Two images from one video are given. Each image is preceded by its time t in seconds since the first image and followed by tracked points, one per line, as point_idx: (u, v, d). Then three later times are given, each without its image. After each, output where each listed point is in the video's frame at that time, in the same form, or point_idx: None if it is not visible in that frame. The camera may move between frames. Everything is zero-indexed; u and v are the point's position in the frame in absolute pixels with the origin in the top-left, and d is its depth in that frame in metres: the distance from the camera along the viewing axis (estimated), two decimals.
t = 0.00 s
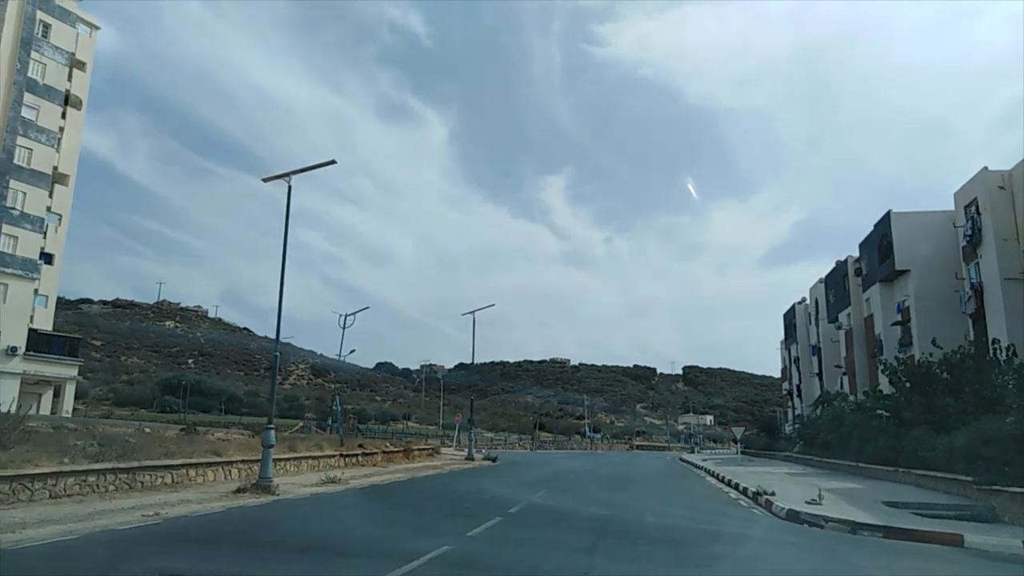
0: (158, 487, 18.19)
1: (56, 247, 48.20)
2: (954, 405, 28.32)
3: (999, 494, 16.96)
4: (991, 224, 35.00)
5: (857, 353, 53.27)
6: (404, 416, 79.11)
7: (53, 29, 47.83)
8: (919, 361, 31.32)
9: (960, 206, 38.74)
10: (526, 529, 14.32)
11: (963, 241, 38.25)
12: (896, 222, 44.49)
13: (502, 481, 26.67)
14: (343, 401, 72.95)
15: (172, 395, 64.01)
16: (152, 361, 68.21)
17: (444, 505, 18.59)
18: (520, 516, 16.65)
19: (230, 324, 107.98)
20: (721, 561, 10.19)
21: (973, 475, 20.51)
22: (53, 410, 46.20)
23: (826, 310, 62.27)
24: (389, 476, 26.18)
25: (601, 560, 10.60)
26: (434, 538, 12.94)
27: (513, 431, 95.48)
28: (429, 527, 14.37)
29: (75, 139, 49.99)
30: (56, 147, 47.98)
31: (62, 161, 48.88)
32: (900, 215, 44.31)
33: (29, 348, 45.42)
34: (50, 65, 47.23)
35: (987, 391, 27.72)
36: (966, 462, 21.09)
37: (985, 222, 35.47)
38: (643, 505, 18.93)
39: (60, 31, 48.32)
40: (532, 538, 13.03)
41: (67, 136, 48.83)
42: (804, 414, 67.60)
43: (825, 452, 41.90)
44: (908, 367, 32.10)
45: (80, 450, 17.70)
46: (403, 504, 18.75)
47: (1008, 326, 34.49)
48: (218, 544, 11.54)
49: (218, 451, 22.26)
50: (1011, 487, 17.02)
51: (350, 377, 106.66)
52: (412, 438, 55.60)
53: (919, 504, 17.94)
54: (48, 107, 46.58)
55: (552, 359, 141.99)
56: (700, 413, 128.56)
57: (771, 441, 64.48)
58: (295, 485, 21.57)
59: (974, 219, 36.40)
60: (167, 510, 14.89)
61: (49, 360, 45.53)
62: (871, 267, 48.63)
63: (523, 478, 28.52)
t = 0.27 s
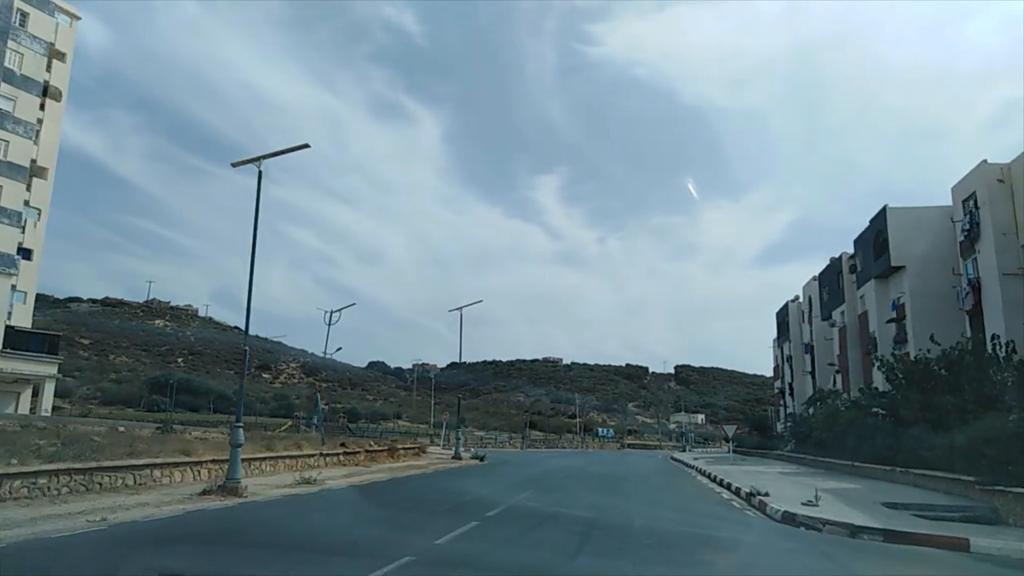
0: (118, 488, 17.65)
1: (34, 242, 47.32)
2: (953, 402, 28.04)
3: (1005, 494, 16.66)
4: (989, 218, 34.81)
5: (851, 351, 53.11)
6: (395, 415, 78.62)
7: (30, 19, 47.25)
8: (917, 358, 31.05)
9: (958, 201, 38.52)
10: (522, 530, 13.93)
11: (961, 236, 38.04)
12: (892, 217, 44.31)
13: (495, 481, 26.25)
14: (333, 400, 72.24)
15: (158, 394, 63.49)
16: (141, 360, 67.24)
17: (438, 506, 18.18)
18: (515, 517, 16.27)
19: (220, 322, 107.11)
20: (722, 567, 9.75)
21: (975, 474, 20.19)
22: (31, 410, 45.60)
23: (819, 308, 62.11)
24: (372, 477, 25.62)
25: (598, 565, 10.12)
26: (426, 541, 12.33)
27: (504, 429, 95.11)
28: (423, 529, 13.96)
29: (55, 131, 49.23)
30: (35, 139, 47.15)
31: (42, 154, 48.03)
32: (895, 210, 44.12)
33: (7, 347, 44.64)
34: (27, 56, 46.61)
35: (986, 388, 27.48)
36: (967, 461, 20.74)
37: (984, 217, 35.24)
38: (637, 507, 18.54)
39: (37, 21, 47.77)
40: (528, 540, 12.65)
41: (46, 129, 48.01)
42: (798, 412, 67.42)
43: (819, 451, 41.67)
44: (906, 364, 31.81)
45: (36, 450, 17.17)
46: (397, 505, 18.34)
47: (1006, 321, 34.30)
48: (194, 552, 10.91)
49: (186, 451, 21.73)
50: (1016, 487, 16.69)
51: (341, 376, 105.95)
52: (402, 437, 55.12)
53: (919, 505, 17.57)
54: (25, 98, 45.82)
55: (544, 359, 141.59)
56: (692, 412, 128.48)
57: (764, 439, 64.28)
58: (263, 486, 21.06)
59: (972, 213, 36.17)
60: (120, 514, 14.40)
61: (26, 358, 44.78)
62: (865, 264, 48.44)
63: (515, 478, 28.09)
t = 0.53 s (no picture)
0: (74, 491, 17.05)
1: (12, 238, 46.49)
2: (951, 400, 27.86)
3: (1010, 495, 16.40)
4: (986, 212, 34.62)
5: (844, 349, 52.97)
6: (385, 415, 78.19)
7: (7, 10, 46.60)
8: (914, 355, 30.83)
9: (954, 196, 38.34)
10: (519, 533, 13.60)
11: (957, 231, 37.87)
12: (886, 213, 44.11)
13: (488, 481, 25.89)
14: (322, 399, 71.66)
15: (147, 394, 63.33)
16: (129, 360, 65.72)
17: (432, 507, 17.82)
18: (511, 519, 15.90)
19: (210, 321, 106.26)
20: (727, 575, 9.37)
21: (975, 474, 19.98)
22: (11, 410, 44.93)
23: (812, 306, 61.98)
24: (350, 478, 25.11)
25: (600, 570, 9.77)
26: (419, 544, 11.94)
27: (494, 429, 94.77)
28: (416, 532, 13.59)
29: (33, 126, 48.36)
30: (12, 132, 46.55)
31: (20, 148, 47.48)
32: (890, 206, 43.94)
33: None
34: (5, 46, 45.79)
35: (985, 386, 27.28)
36: (968, 462, 20.53)
37: (981, 211, 35.03)
38: (631, 509, 18.18)
39: (15, 11, 47.07)
40: (527, 543, 12.32)
41: (24, 122, 47.18)
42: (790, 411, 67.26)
43: (814, 451, 41.50)
44: (903, 361, 31.58)
45: None
46: (391, 505, 17.98)
47: (1003, 317, 34.13)
48: (179, 556, 10.49)
49: (152, 452, 21.19)
50: (1021, 489, 16.46)
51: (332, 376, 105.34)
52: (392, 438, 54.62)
53: (920, 507, 17.26)
54: (3, 90, 44.87)
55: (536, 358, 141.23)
56: (684, 412, 128.39)
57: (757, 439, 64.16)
58: (231, 488, 20.54)
59: (968, 207, 35.97)
60: (70, 519, 13.85)
61: (6, 356, 44.13)
62: (859, 260, 48.27)
63: (507, 478, 27.73)
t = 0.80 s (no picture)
0: (24, 496, 16.41)
1: None
2: (951, 399, 27.57)
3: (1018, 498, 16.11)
4: (983, 207, 34.38)
5: (838, 348, 52.76)
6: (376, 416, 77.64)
7: None
8: (913, 352, 30.54)
9: (949, 191, 38.11)
10: (516, 536, 13.25)
11: (953, 227, 37.64)
12: (880, 210, 43.83)
13: (481, 482, 25.44)
14: (313, 400, 71.02)
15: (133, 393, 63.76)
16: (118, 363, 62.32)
17: (427, 509, 17.43)
18: (506, 522, 15.53)
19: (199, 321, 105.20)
20: None
21: (979, 475, 19.72)
22: None
23: (805, 304, 61.73)
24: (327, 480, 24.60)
25: None
26: (412, 549, 11.44)
27: (484, 430, 94.26)
28: (412, 534, 13.22)
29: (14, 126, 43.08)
30: None
31: None
32: (885, 202, 43.68)
33: None
34: None
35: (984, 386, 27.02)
36: (971, 463, 20.27)
37: (978, 207, 34.80)
38: (626, 512, 17.77)
39: None
40: (527, 547, 11.97)
41: None
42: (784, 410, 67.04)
43: (808, 450, 41.26)
44: (901, 359, 31.30)
45: None
46: (384, 507, 17.56)
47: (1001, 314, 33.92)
48: (158, 564, 9.91)
49: (114, 454, 20.53)
50: None
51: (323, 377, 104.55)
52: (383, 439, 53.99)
53: (923, 511, 16.89)
54: None
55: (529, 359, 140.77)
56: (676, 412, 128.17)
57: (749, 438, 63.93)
58: (194, 491, 19.89)
59: (964, 202, 35.74)
60: (13, 528, 13.25)
61: None
62: (853, 258, 48.02)
63: (499, 479, 27.30)
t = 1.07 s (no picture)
0: None
1: None
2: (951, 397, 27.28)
3: None
4: (982, 201, 34.15)
5: (833, 346, 52.52)
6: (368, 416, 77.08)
7: None
8: (912, 349, 30.25)
9: (947, 184, 37.90)
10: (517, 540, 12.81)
11: (951, 221, 37.42)
12: (876, 205, 43.58)
13: (475, 484, 25.00)
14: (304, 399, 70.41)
15: (121, 393, 63.25)
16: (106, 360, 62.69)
17: (423, 511, 16.98)
18: (506, 526, 15.08)
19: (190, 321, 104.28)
20: None
21: (983, 475, 19.42)
22: None
23: (799, 302, 61.52)
24: (308, 483, 24.09)
25: None
26: (408, 552, 10.98)
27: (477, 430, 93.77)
28: (411, 537, 12.76)
29: None
30: None
31: None
32: (881, 197, 43.45)
33: None
34: None
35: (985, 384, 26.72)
36: (976, 463, 19.97)
37: (977, 200, 34.54)
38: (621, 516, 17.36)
39: None
40: (530, 551, 11.55)
41: None
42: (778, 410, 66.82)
43: (805, 450, 40.96)
44: (899, 356, 31.01)
45: None
46: (379, 509, 17.11)
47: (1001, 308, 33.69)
48: (158, 564, 9.43)
49: (74, 456, 20.01)
50: None
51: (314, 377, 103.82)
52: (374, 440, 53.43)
53: (926, 513, 16.56)
54: None
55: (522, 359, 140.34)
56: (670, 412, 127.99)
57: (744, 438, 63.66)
58: (159, 495, 19.33)
59: (963, 196, 35.51)
60: None
61: None
62: (848, 255, 47.79)
63: (491, 481, 26.85)
